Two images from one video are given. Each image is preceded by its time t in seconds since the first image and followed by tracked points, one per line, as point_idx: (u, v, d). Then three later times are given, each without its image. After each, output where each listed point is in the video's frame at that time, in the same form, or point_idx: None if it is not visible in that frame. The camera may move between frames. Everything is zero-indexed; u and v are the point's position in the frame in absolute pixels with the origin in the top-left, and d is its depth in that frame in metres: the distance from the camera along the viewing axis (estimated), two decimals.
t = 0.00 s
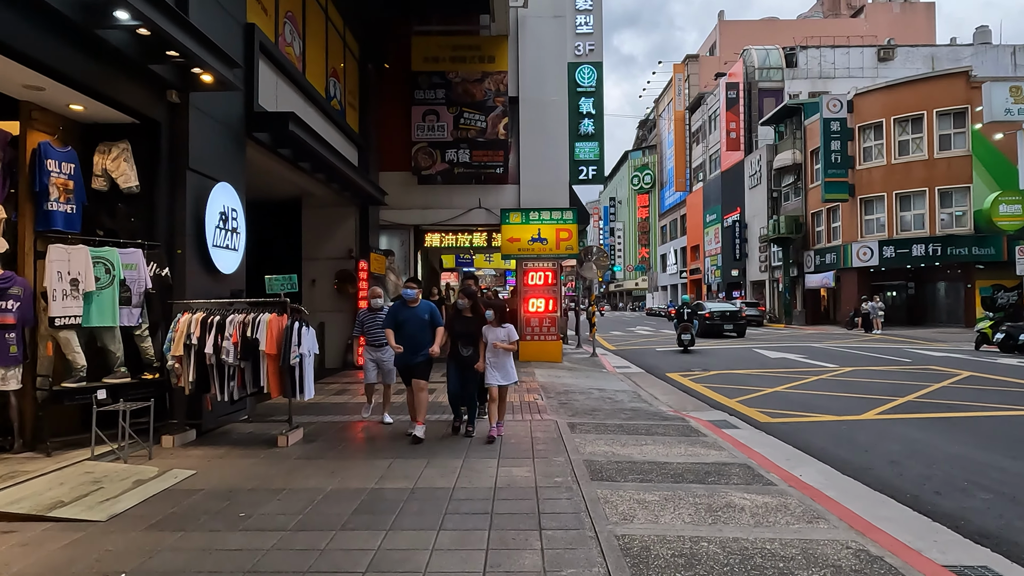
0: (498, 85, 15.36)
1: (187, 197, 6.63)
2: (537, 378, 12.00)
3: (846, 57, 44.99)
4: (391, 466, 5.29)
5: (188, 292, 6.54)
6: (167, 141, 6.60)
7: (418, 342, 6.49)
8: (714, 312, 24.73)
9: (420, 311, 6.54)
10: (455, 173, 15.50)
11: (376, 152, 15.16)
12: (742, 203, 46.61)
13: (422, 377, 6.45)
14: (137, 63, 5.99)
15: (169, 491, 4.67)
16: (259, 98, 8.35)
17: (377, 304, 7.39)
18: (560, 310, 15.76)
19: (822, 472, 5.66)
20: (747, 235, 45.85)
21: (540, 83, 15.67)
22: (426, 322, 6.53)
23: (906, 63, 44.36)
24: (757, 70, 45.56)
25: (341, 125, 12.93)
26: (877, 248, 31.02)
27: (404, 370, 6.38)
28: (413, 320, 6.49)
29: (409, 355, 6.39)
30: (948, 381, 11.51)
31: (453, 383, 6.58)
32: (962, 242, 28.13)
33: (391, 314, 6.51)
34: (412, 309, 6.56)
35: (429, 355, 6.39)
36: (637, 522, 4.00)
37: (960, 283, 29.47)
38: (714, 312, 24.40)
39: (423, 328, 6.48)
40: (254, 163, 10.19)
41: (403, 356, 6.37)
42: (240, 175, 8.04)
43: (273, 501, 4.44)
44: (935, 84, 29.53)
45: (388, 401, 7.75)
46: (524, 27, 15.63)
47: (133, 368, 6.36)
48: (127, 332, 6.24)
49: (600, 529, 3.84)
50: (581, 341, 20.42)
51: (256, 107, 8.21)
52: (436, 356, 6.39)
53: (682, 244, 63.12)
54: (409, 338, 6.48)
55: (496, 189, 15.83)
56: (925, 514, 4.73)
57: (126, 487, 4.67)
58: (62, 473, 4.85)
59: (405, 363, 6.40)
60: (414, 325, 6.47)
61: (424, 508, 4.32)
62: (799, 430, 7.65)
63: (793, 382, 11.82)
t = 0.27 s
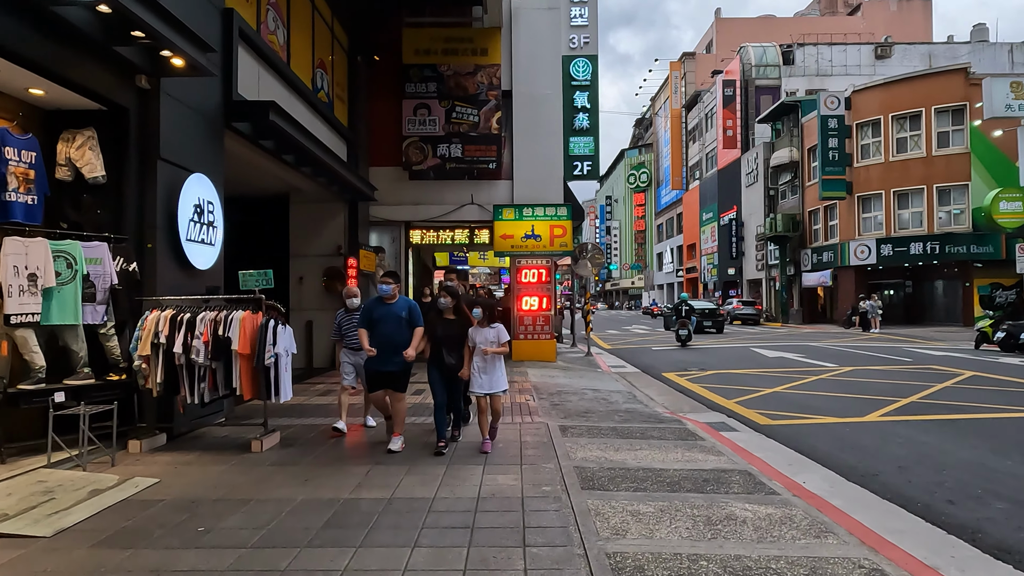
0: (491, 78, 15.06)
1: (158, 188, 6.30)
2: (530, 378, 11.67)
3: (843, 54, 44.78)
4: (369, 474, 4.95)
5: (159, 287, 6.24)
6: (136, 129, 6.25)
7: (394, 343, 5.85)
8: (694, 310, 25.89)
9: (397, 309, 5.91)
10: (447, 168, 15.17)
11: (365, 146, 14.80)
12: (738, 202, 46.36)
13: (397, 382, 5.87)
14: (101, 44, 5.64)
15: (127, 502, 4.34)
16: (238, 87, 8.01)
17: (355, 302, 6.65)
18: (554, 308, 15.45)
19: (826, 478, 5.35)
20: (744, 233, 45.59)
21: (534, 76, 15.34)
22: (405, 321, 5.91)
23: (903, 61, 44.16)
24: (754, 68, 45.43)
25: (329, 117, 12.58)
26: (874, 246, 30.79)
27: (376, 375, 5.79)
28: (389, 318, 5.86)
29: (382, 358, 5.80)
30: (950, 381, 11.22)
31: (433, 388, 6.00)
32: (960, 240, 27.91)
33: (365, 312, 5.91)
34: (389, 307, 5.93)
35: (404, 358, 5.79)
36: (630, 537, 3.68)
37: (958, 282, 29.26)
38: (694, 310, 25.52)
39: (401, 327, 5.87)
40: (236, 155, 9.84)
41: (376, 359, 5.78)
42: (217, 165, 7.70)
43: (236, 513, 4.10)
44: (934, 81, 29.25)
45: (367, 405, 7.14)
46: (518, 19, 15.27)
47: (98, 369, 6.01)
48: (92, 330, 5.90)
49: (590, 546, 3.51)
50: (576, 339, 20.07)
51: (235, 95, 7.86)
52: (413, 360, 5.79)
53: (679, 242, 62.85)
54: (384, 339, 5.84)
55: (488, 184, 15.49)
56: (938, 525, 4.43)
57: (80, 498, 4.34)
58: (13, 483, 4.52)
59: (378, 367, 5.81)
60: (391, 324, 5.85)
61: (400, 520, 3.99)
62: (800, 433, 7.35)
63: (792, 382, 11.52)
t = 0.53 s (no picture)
0: (484, 73, 14.73)
1: (127, 183, 5.96)
2: (523, 381, 11.35)
3: (839, 53, 44.58)
4: (345, 491, 4.61)
5: (128, 288, 5.89)
6: (103, 120, 5.91)
7: (361, 350, 5.33)
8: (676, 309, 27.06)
9: (365, 312, 5.43)
10: (439, 166, 14.81)
11: (356, 143, 14.45)
12: (734, 201, 46.13)
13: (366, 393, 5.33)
14: (63, 30, 5.30)
15: (83, 521, 4.01)
16: (217, 78, 7.66)
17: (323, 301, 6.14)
18: (548, 309, 15.14)
19: (833, 491, 5.04)
20: (740, 233, 45.36)
21: (528, 72, 15.02)
22: (373, 326, 5.43)
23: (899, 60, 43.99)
24: (750, 67, 45.24)
25: (318, 113, 12.25)
26: (872, 246, 30.58)
27: (343, 386, 5.26)
28: (353, 323, 5.37)
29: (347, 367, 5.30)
30: (954, 384, 10.95)
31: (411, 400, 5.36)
32: (958, 240, 27.69)
33: (330, 318, 5.45)
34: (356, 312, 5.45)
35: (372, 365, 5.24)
36: (627, 564, 3.35)
37: (955, 282, 29.06)
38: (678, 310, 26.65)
39: (366, 330, 5.36)
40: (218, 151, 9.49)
41: (342, 368, 5.30)
42: (196, 160, 7.35)
43: (197, 536, 3.76)
44: (931, 79, 29.04)
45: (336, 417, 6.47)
46: (512, 14, 14.98)
47: (60, 374, 5.66)
48: (53, 334, 5.56)
49: None
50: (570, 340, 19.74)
51: (213, 87, 7.52)
52: (382, 370, 5.28)
53: (675, 242, 62.62)
54: (351, 346, 5.34)
55: (481, 182, 15.16)
56: (957, 545, 4.12)
57: (32, 517, 4.01)
58: None
59: (345, 376, 5.30)
60: (356, 329, 5.36)
61: (376, 543, 3.67)
62: (803, 439, 7.05)
63: (793, 385, 11.23)
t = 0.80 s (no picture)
0: (478, 67, 14.40)
1: (96, 171, 5.60)
2: (517, 382, 11.00)
3: (836, 52, 44.44)
4: (323, 504, 4.27)
5: (96, 283, 5.53)
6: (70, 105, 5.55)
7: (322, 353, 4.64)
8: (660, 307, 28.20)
9: (329, 309, 4.74)
10: (431, 161, 14.46)
11: (346, 137, 14.10)
12: (730, 201, 45.91)
13: (327, 403, 4.64)
14: (23, 7, 4.94)
15: (32, 538, 3.64)
16: (196, 65, 7.29)
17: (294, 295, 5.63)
18: (543, 308, 14.79)
19: (847, 500, 4.72)
20: (736, 232, 45.15)
21: (523, 66, 14.67)
22: (339, 325, 4.74)
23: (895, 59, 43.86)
24: (746, 66, 44.98)
25: (307, 106, 11.89)
26: (869, 245, 30.36)
27: (299, 396, 4.57)
28: (316, 322, 4.69)
29: (306, 373, 4.60)
30: (961, 385, 10.65)
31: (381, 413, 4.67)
32: (956, 239, 27.47)
33: (287, 316, 4.76)
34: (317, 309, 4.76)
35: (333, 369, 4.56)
36: None
37: (953, 281, 28.85)
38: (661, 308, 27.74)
39: (328, 330, 4.67)
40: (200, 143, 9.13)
41: (299, 374, 4.60)
42: (173, 150, 6.99)
43: (156, 555, 3.40)
44: (929, 77, 28.82)
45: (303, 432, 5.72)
46: (506, 6, 14.60)
47: (21, 376, 5.31)
48: (13, 333, 5.22)
49: None
50: (567, 340, 19.39)
51: (192, 74, 7.16)
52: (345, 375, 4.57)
53: (671, 242, 62.37)
54: (310, 348, 4.63)
55: (475, 178, 14.81)
56: (988, 561, 3.80)
57: None
58: None
59: (302, 383, 4.61)
60: (316, 328, 4.67)
61: (354, 564, 3.31)
62: (812, 444, 6.73)
63: (795, 386, 10.91)
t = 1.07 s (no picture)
0: (476, 63, 14.09)
1: (68, 165, 5.32)
2: (516, 386, 10.68)
3: (838, 50, 44.14)
4: (304, 524, 3.97)
5: (68, 285, 5.26)
6: (40, 95, 5.26)
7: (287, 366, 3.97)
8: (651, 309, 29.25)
9: (297, 317, 4.08)
10: (429, 159, 14.17)
11: (341, 134, 13.78)
12: (732, 200, 45.59)
13: (288, 425, 3.91)
14: None
15: None
16: (179, 55, 6.97)
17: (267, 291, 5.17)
18: (543, 309, 14.47)
19: (866, 516, 4.41)
20: (738, 232, 44.82)
21: (522, 62, 14.35)
22: (307, 335, 4.09)
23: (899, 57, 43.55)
24: (748, 64, 44.71)
25: (300, 102, 11.59)
26: (873, 245, 30.04)
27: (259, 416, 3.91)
28: (280, 329, 4.02)
29: (265, 388, 3.92)
30: (974, 388, 10.32)
31: (344, 432, 3.88)
32: (961, 239, 27.15)
33: (246, 321, 4.04)
34: (283, 314, 4.07)
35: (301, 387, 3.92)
36: None
37: (957, 281, 28.52)
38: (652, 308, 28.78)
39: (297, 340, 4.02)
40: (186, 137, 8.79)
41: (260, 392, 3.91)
42: (154, 145, 6.68)
43: None
44: (934, 75, 28.50)
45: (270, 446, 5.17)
46: None
47: None
48: None
49: None
50: (566, 341, 19.07)
51: (174, 65, 6.85)
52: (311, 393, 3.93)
53: (671, 241, 62.02)
54: (273, 360, 3.96)
55: (473, 177, 14.51)
56: None
57: None
58: None
59: (263, 402, 3.92)
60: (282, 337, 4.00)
61: None
62: (825, 453, 6.41)
63: (803, 390, 10.59)
